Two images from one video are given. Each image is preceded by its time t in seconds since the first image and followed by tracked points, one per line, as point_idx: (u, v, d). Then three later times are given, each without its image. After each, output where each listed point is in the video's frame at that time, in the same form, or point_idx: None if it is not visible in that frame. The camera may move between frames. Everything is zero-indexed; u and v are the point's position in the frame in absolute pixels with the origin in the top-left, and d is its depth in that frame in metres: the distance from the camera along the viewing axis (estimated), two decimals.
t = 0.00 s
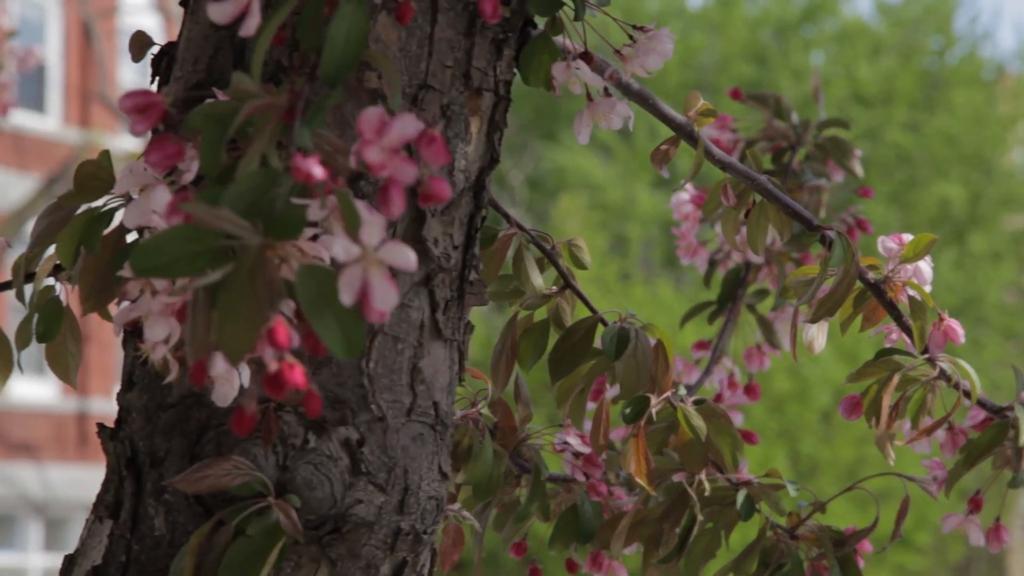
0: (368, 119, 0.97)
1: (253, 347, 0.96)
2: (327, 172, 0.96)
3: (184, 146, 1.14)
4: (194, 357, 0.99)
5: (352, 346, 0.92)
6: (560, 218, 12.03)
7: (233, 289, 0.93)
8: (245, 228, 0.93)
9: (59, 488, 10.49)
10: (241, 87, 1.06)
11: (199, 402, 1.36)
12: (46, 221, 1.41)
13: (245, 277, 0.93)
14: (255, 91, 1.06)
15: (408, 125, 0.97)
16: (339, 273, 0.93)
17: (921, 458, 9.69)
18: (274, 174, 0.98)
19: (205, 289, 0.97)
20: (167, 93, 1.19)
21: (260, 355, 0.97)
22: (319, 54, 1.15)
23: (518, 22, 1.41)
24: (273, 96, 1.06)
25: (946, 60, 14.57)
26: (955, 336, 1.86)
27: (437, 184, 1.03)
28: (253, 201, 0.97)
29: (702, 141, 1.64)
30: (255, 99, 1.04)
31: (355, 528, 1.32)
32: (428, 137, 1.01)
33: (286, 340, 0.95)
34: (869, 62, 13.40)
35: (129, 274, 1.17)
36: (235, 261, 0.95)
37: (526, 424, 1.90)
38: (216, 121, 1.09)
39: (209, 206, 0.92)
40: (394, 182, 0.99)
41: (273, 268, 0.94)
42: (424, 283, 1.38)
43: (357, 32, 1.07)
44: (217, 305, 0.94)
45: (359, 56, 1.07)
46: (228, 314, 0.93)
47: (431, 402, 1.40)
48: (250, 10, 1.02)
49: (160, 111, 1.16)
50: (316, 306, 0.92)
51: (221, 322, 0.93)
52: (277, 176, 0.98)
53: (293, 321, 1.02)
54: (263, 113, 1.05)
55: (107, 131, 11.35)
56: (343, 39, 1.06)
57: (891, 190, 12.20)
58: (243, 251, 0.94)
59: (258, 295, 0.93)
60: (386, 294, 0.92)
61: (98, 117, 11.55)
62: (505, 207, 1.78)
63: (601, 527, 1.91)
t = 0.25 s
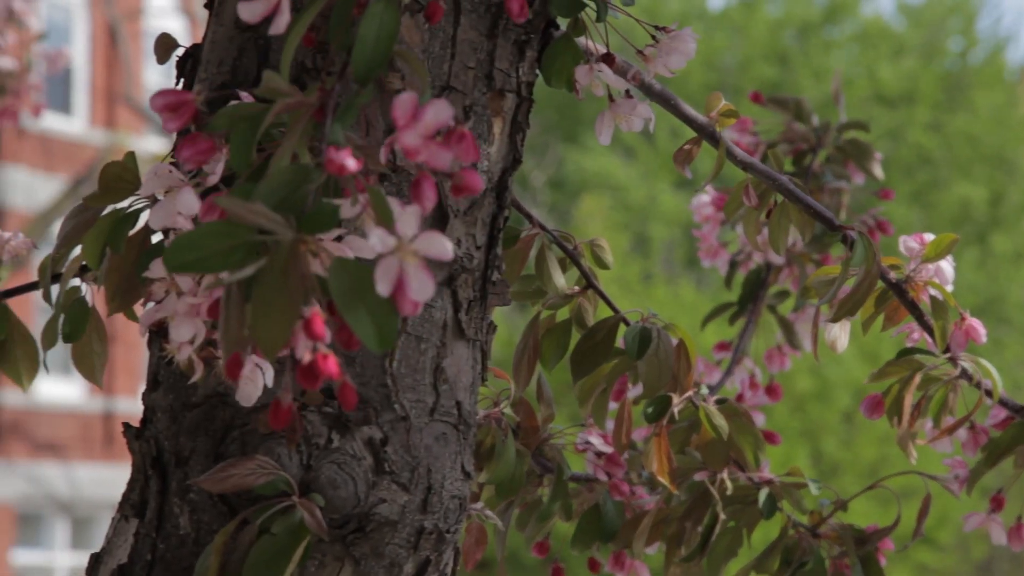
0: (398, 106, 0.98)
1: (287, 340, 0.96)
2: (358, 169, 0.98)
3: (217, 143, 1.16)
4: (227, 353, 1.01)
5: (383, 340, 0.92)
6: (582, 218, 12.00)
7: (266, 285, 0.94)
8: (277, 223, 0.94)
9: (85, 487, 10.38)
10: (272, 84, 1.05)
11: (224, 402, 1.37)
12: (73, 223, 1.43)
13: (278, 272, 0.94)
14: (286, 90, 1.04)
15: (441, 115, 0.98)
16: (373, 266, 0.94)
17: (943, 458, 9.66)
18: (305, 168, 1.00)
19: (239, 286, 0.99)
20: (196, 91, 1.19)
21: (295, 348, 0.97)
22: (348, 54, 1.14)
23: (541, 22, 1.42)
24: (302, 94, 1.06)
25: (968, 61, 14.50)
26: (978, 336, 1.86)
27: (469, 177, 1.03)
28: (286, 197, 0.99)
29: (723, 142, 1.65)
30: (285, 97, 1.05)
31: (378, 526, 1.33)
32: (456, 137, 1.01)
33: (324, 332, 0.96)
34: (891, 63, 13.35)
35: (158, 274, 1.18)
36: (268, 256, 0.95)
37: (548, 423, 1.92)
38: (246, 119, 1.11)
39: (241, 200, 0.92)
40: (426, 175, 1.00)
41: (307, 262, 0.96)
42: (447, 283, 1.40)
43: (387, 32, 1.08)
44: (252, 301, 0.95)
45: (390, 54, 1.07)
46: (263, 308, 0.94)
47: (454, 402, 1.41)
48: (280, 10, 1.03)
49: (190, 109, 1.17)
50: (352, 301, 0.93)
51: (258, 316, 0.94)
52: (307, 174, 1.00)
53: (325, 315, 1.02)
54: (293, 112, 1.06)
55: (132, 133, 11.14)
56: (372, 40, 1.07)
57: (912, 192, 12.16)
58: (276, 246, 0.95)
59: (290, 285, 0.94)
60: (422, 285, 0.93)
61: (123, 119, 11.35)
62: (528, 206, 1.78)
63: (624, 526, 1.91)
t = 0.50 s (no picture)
0: (400, 107, 0.97)
1: (282, 338, 0.94)
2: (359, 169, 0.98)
3: (218, 138, 1.16)
4: (226, 349, 1.00)
5: (381, 339, 0.93)
6: (605, 218, 11.97)
7: (265, 282, 0.92)
8: (277, 220, 0.94)
9: (111, 486, 10.40)
10: (278, 81, 1.01)
11: (249, 401, 1.39)
12: (98, 224, 1.45)
13: (277, 272, 0.93)
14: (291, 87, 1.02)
15: (443, 116, 0.97)
16: (376, 266, 0.94)
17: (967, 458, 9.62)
18: (307, 165, 1.00)
19: (238, 281, 0.97)
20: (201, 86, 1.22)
21: (290, 346, 0.95)
22: (357, 54, 1.14)
23: (564, 23, 1.43)
24: (309, 93, 1.04)
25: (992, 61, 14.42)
26: (1001, 336, 1.84)
27: (470, 178, 1.05)
28: (287, 194, 0.99)
29: (746, 143, 1.67)
30: (288, 94, 1.02)
31: (403, 525, 1.34)
32: (461, 138, 1.03)
33: (317, 332, 0.94)
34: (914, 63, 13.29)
35: (180, 274, 1.18)
36: (267, 253, 0.95)
37: (571, 421, 1.93)
38: (254, 117, 1.10)
39: (240, 197, 0.93)
40: (427, 176, 1.00)
41: (303, 258, 0.94)
42: (470, 284, 1.41)
43: (394, 31, 1.07)
44: (251, 297, 0.92)
45: (396, 52, 1.07)
46: (262, 304, 0.92)
47: (478, 402, 1.42)
48: (289, 9, 1.01)
49: (196, 105, 1.20)
50: (352, 302, 0.93)
51: (255, 313, 0.92)
52: (309, 171, 1.00)
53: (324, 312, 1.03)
54: (299, 110, 1.04)
55: (158, 134, 11.16)
56: (379, 38, 1.07)
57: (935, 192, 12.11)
58: (276, 243, 0.95)
59: (287, 283, 0.93)
60: (419, 286, 0.93)
61: (148, 121, 11.37)
62: (550, 207, 1.79)
63: (646, 525, 1.97)
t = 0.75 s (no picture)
0: (440, 112, 0.97)
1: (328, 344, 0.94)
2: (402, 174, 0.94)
3: (258, 147, 1.14)
4: (269, 358, 0.99)
5: (426, 342, 0.90)
6: (627, 218, 11.97)
7: (310, 287, 0.91)
8: (321, 227, 0.91)
9: (137, 486, 10.44)
10: (315, 88, 1.02)
11: (273, 401, 1.40)
12: (124, 225, 1.46)
13: (320, 279, 0.92)
14: (329, 95, 1.03)
15: (481, 121, 0.97)
16: (420, 271, 0.93)
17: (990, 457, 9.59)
18: (350, 172, 0.96)
19: (279, 289, 0.97)
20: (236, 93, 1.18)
21: (337, 352, 0.95)
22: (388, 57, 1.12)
23: (585, 25, 1.44)
24: (344, 97, 1.04)
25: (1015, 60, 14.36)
26: None
27: (510, 182, 1.03)
28: (329, 202, 0.95)
29: (767, 142, 1.69)
30: (326, 103, 1.03)
31: (426, 525, 1.35)
32: (500, 141, 1.00)
33: (363, 337, 0.94)
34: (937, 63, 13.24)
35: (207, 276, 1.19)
36: (312, 261, 0.93)
37: (594, 421, 1.93)
38: (289, 124, 1.10)
39: (285, 205, 0.90)
40: (467, 180, 0.99)
41: (348, 266, 0.93)
42: (493, 284, 1.41)
43: (429, 36, 1.07)
44: (295, 304, 0.92)
45: (432, 57, 1.06)
46: (305, 309, 0.92)
47: (500, 401, 1.42)
48: (324, 16, 1.02)
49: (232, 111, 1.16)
50: (395, 306, 0.91)
51: (299, 320, 0.92)
52: (352, 176, 0.96)
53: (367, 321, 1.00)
54: (336, 116, 1.04)
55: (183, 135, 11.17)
56: (415, 43, 1.06)
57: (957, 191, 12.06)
58: (319, 251, 0.92)
59: (331, 294, 0.92)
60: (465, 288, 0.92)
61: (173, 122, 11.37)
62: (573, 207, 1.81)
63: (669, 524, 2.00)
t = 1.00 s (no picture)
0: (447, 107, 1.00)
1: (332, 337, 0.98)
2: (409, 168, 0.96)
3: (268, 141, 1.16)
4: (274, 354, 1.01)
5: (429, 336, 0.93)
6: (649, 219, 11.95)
7: (315, 279, 0.94)
8: (327, 221, 0.94)
9: (162, 485, 10.47)
10: (327, 83, 1.04)
11: (297, 400, 1.41)
12: (149, 226, 1.46)
13: (326, 272, 0.94)
14: (341, 91, 1.04)
15: (489, 117, 0.99)
16: (422, 263, 0.96)
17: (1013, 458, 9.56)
18: (358, 167, 1.00)
19: (288, 282, 0.99)
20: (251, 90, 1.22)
21: (339, 345, 0.99)
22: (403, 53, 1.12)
23: (608, 27, 1.46)
24: (356, 93, 1.05)
25: None
26: None
27: (517, 179, 1.06)
28: (336, 197, 0.98)
29: (789, 142, 1.70)
30: (337, 97, 1.04)
31: (449, 524, 1.36)
32: (508, 139, 1.04)
33: (367, 330, 0.97)
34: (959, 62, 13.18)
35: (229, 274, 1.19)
36: (317, 254, 0.96)
37: (616, 421, 1.94)
38: (300, 121, 1.11)
39: (293, 199, 0.93)
40: (476, 177, 1.01)
41: (353, 260, 0.95)
42: (516, 284, 1.42)
43: (442, 34, 1.08)
44: (300, 297, 0.94)
45: (443, 55, 1.07)
46: (311, 302, 0.94)
47: (523, 401, 1.43)
48: (337, 12, 1.03)
49: (247, 107, 1.19)
50: (396, 301, 0.94)
51: (304, 311, 0.94)
52: (360, 172, 0.99)
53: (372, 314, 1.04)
54: (347, 112, 1.05)
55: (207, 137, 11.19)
56: (428, 39, 1.07)
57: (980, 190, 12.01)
58: (325, 244, 0.95)
59: (337, 286, 0.94)
60: (466, 284, 0.94)
61: (197, 124, 11.39)
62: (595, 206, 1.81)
63: (691, 523, 2.02)
